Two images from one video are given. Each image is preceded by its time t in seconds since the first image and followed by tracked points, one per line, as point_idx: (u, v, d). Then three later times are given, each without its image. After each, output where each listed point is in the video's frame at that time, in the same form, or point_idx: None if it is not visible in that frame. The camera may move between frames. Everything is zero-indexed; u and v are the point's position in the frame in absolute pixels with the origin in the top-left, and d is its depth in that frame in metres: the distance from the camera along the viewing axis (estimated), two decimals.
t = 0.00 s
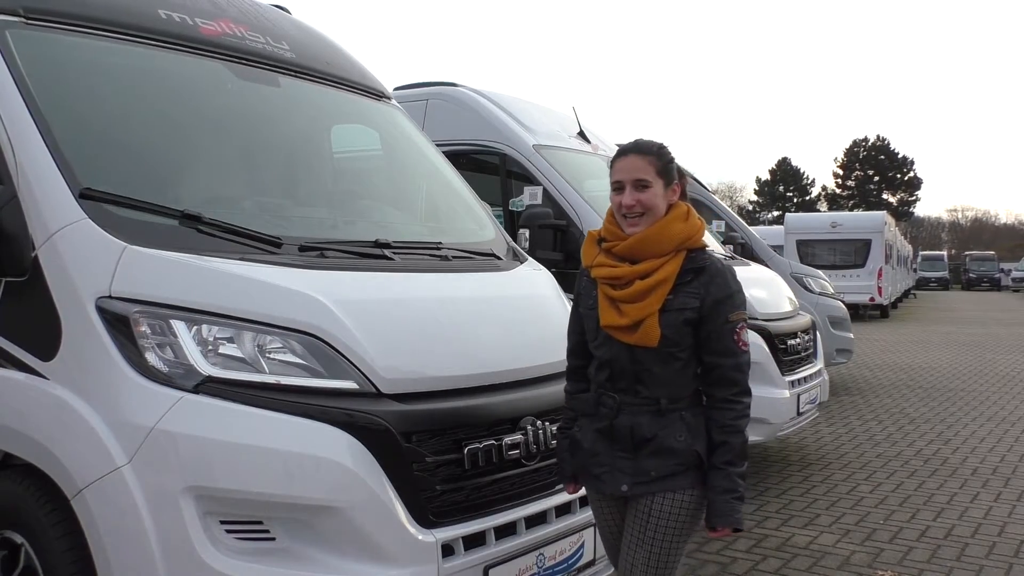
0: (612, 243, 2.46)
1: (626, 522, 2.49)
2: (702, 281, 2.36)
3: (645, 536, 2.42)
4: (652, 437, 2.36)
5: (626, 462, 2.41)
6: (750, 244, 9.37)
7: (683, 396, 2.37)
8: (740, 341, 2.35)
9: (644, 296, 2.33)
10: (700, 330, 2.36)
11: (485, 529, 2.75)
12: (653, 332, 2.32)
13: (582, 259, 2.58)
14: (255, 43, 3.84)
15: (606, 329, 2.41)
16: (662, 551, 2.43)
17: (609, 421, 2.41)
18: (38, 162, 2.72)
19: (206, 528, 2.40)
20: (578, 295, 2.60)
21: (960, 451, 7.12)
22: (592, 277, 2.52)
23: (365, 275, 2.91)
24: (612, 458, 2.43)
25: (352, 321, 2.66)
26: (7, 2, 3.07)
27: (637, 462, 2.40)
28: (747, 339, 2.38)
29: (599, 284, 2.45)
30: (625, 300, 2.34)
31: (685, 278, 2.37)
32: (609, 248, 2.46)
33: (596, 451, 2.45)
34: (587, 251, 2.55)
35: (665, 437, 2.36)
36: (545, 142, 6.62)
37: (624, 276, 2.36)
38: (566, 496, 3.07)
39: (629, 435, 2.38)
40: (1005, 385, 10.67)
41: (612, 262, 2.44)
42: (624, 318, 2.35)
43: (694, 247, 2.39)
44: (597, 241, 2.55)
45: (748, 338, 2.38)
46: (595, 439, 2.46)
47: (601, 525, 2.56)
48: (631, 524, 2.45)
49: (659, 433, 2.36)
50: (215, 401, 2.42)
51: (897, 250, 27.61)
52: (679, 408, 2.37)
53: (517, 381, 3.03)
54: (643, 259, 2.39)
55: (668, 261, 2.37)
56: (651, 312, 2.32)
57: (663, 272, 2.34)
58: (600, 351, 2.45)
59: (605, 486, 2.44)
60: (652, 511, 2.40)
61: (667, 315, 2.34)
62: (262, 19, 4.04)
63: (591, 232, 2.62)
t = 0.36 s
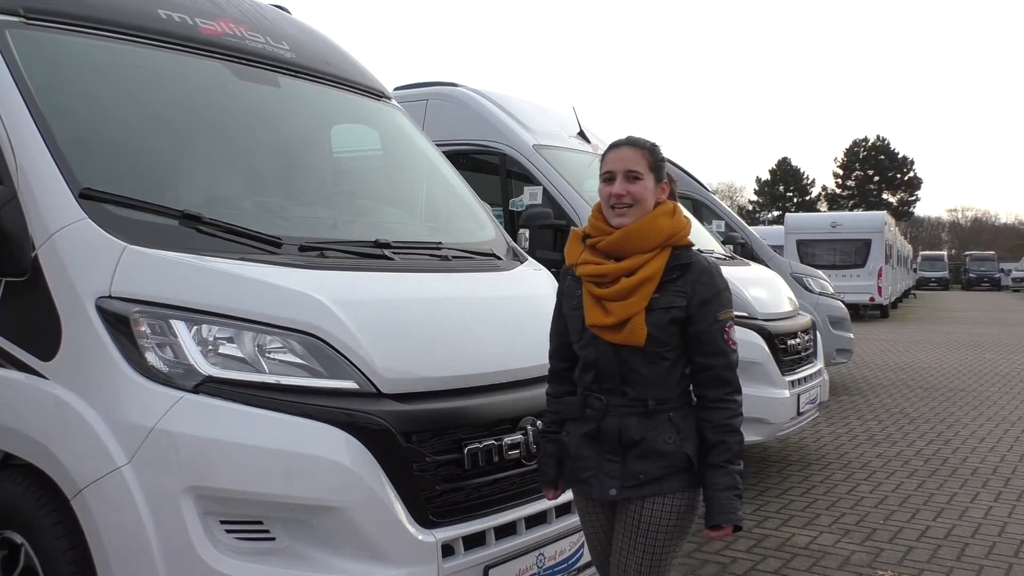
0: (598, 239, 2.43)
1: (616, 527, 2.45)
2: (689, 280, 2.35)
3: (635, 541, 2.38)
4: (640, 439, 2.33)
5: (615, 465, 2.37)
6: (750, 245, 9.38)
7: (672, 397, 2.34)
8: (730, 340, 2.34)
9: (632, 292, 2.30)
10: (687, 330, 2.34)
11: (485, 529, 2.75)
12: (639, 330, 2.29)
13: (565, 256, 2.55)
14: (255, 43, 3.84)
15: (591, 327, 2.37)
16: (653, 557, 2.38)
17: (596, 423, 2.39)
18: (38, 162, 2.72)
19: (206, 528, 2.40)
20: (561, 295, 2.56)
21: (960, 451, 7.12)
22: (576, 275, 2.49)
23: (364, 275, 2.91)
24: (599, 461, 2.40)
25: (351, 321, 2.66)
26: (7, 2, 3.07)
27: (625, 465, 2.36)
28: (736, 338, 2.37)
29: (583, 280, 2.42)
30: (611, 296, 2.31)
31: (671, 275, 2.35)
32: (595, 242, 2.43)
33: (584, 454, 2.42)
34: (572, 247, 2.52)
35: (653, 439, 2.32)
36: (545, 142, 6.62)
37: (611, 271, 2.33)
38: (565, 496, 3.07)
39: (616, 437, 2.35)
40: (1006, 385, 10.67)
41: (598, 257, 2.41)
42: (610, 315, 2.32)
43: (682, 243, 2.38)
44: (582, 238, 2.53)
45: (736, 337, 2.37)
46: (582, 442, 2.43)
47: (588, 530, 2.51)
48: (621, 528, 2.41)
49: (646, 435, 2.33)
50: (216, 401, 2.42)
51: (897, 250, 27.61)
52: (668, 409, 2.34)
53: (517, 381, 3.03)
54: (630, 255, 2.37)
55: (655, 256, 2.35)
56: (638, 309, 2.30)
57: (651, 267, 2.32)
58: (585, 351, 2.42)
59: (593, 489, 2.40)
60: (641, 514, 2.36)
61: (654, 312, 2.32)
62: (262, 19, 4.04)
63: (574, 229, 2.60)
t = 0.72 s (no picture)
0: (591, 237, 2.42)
1: (611, 532, 2.43)
2: (683, 278, 2.35)
3: (634, 544, 2.36)
4: (637, 441, 2.31)
5: (611, 468, 2.35)
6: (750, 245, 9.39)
7: (668, 397, 2.34)
8: (725, 337, 2.35)
9: (628, 292, 2.30)
10: (683, 329, 2.34)
11: (485, 529, 2.76)
12: (637, 329, 2.29)
13: (555, 256, 2.53)
14: (255, 43, 3.84)
15: (586, 327, 2.36)
16: (651, 558, 2.37)
17: (591, 426, 2.36)
18: (38, 162, 2.72)
19: (205, 527, 2.40)
20: (550, 297, 2.53)
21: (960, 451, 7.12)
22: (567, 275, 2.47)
23: (364, 276, 2.91)
24: (595, 464, 2.37)
25: (351, 321, 2.66)
26: (7, 2, 3.07)
27: (621, 467, 2.34)
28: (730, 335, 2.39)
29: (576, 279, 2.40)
30: (607, 295, 2.30)
31: (665, 274, 2.36)
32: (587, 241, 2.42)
33: (578, 459, 2.39)
34: (563, 247, 2.50)
35: (651, 440, 2.31)
36: (546, 142, 6.62)
37: (607, 271, 2.33)
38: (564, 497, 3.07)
39: (613, 440, 2.32)
40: (1006, 385, 10.66)
41: (591, 257, 2.40)
42: (606, 316, 2.31)
43: (675, 242, 2.39)
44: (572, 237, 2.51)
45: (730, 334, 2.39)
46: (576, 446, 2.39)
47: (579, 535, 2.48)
48: (617, 530, 2.40)
49: (644, 436, 2.31)
50: (215, 401, 2.42)
51: (897, 250, 27.61)
52: (665, 409, 2.33)
53: (517, 381, 3.03)
54: (625, 254, 2.37)
55: (649, 255, 2.35)
56: (635, 308, 2.29)
57: (647, 266, 2.32)
58: (579, 353, 2.39)
59: (590, 494, 2.36)
60: (639, 515, 2.35)
61: (650, 312, 2.31)
62: (262, 19, 4.04)
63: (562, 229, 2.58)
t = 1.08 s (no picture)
0: (588, 240, 2.41)
1: (611, 535, 2.42)
2: (679, 280, 2.36)
3: (638, 546, 2.36)
4: (640, 443, 2.30)
5: (613, 472, 2.34)
6: (750, 245, 9.39)
7: (668, 399, 2.34)
8: (721, 339, 2.36)
9: (628, 294, 2.30)
10: (680, 331, 2.36)
11: (484, 529, 2.76)
12: (638, 331, 2.29)
13: (548, 259, 2.51)
14: (255, 43, 3.84)
15: (585, 329, 2.34)
16: (655, 559, 2.37)
17: (592, 431, 2.34)
18: (38, 162, 2.72)
19: (206, 528, 2.40)
20: (546, 302, 2.50)
21: (960, 451, 7.12)
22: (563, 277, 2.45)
23: (364, 276, 2.91)
24: (597, 469, 2.35)
25: (351, 321, 2.66)
26: (7, 2, 3.07)
27: (624, 471, 2.32)
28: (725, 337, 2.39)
29: (574, 282, 2.39)
30: (608, 298, 2.29)
31: (663, 275, 2.36)
32: (584, 244, 2.40)
33: (578, 463, 2.36)
34: (558, 250, 2.48)
35: (654, 442, 2.30)
36: (545, 142, 6.62)
37: (606, 273, 2.32)
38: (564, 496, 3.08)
39: (616, 443, 2.31)
40: (1006, 385, 10.66)
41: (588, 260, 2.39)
42: (607, 318, 2.30)
43: (671, 244, 2.40)
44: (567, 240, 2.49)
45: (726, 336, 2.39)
46: (577, 451, 2.37)
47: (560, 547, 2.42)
48: (619, 533, 2.39)
49: (647, 439, 2.30)
50: (215, 401, 2.42)
51: (897, 250, 27.60)
52: (665, 412, 2.33)
53: (516, 381, 3.03)
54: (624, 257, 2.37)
55: (647, 257, 2.35)
56: (636, 310, 2.29)
57: (645, 268, 2.33)
58: (578, 357, 2.38)
59: (593, 499, 2.34)
60: (642, 518, 2.34)
61: (649, 314, 2.31)
62: (262, 19, 4.04)
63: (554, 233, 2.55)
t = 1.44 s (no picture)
0: (591, 243, 2.40)
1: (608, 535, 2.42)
2: (681, 284, 2.34)
3: (635, 544, 2.36)
4: (638, 445, 2.30)
5: (610, 472, 2.34)
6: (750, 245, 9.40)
7: (667, 401, 2.34)
8: (722, 344, 2.34)
9: (628, 298, 2.29)
10: (680, 335, 2.35)
11: (484, 529, 2.76)
12: (636, 336, 2.28)
13: (552, 260, 2.51)
14: (255, 43, 3.84)
15: (584, 332, 2.35)
16: (650, 559, 2.38)
17: (591, 431, 2.34)
18: (38, 162, 2.72)
19: (205, 528, 2.40)
20: (548, 301, 2.50)
21: (960, 451, 7.12)
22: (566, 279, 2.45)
23: (364, 276, 2.91)
24: (594, 468, 2.35)
25: (351, 321, 2.66)
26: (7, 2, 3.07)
27: (621, 471, 2.33)
28: (727, 341, 2.38)
29: (575, 285, 2.39)
30: (608, 302, 2.29)
31: (665, 280, 2.35)
32: (587, 248, 2.40)
33: (576, 462, 2.37)
34: (562, 252, 2.48)
35: (652, 444, 2.31)
36: (546, 142, 6.62)
37: (606, 276, 2.31)
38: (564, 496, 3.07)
39: (614, 445, 2.31)
40: (1006, 385, 10.66)
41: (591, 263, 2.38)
42: (606, 322, 2.30)
43: (675, 248, 2.38)
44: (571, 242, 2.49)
45: (728, 341, 2.38)
46: (575, 449, 2.38)
47: (536, 540, 2.38)
48: (616, 533, 2.38)
49: (646, 441, 2.31)
50: (215, 401, 2.42)
51: (897, 250, 27.60)
52: (664, 414, 2.33)
53: (516, 381, 3.03)
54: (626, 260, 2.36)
55: (650, 261, 2.34)
56: (636, 315, 2.28)
57: (646, 273, 2.32)
58: (579, 359, 2.38)
59: (587, 498, 2.35)
60: (639, 517, 2.34)
61: (650, 318, 2.31)
62: (262, 19, 4.04)
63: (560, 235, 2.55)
